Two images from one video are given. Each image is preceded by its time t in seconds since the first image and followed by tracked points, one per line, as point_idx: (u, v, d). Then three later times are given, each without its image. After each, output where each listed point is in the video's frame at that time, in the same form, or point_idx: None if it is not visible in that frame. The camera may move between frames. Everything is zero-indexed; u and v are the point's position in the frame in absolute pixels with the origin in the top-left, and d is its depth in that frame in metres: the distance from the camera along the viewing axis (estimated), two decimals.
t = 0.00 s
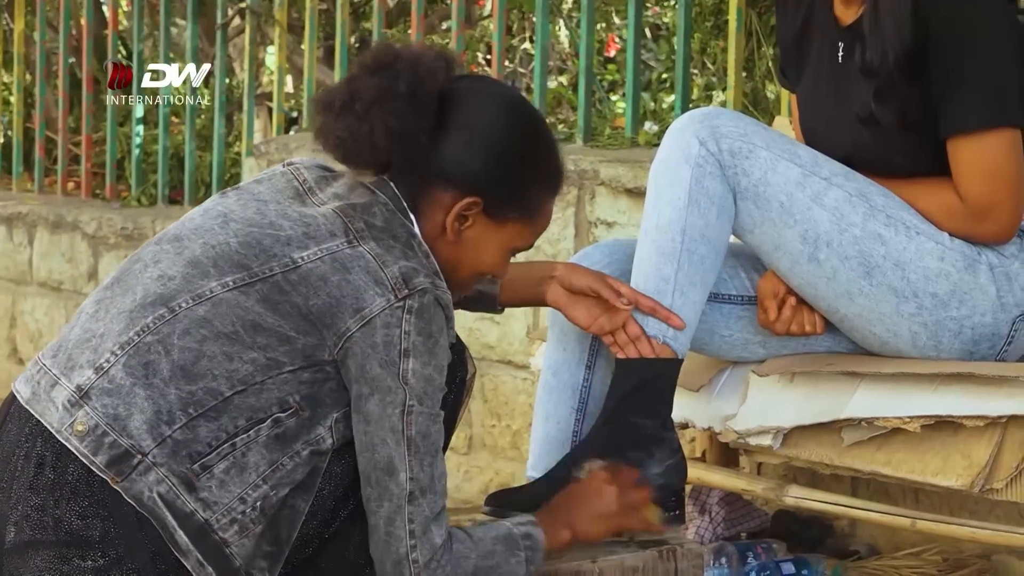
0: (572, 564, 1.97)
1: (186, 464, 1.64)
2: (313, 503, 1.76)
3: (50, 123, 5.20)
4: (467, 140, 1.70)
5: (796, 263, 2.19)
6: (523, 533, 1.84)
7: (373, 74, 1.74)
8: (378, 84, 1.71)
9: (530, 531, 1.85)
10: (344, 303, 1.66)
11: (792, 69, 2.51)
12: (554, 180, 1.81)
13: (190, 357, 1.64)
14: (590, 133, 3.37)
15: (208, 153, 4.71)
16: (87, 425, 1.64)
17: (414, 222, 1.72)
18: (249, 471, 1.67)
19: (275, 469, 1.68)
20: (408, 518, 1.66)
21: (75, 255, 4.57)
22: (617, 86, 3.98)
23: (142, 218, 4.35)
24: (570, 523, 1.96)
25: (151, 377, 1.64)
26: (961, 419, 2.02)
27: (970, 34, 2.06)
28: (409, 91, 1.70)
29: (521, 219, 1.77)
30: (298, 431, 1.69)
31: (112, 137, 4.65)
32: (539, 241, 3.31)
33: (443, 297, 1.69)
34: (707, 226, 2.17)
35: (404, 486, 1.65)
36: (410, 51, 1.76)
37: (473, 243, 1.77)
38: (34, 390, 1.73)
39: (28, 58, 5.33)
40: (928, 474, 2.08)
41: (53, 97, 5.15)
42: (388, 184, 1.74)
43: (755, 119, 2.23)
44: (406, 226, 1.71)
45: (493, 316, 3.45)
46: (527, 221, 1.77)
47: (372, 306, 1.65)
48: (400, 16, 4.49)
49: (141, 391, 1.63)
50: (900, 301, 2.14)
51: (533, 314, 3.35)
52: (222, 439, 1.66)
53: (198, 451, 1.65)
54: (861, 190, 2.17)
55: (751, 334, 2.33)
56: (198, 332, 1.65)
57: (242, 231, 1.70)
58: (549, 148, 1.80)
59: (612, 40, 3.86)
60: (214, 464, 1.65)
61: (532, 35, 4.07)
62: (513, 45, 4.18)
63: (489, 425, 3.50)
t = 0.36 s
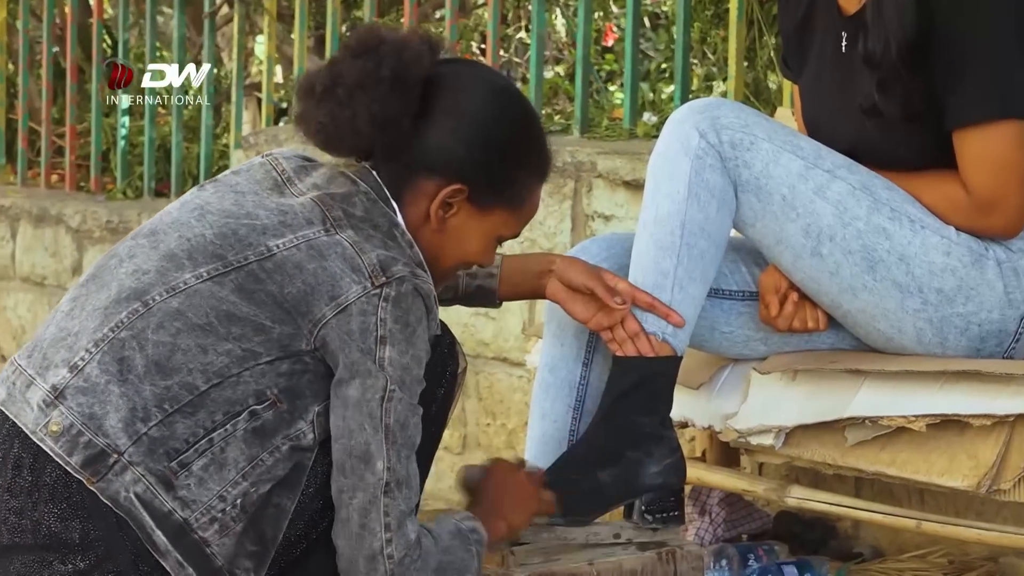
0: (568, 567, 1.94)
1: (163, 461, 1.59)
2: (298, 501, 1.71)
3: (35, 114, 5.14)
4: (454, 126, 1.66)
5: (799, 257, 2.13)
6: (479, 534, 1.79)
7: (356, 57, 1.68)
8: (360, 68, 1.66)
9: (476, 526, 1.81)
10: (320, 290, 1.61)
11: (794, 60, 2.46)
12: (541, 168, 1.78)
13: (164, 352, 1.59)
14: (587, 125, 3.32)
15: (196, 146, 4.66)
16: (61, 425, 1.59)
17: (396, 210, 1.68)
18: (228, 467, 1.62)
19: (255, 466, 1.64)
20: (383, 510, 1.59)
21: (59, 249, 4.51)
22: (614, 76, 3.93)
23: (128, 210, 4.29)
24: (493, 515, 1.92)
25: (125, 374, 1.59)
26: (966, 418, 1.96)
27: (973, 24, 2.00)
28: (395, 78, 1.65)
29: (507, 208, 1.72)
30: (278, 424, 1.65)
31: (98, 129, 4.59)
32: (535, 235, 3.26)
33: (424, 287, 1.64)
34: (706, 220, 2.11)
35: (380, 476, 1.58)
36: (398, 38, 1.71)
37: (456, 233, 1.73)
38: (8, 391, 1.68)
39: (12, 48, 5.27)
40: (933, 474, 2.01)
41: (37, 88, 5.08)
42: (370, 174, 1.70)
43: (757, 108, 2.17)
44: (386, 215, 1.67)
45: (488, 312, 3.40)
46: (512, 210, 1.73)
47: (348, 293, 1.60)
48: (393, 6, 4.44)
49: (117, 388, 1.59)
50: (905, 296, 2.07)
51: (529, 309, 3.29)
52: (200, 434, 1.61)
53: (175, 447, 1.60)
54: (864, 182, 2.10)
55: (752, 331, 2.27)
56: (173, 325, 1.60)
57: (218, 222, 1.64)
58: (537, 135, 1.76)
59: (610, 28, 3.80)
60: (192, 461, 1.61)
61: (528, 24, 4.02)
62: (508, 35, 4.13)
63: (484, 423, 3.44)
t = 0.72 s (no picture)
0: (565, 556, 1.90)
1: (153, 453, 1.58)
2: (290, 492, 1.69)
3: (29, 103, 5.13)
4: (443, 120, 1.64)
5: (799, 247, 2.12)
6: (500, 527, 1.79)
7: (346, 50, 1.68)
8: (348, 62, 1.66)
9: (505, 529, 1.80)
10: (313, 285, 1.59)
11: (795, 49, 2.45)
12: (538, 161, 1.75)
13: (155, 343, 1.58)
14: (586, 114, 3.31)
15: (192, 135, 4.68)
16: (49, 416, 1.59)
17: (387, 204, 1.67)
18: (219, 459, 1.60)
19: (246, 457, 1.61)
20: (384, 508, 1.58)
21: (54, 239, 4.50)
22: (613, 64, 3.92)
23: (123, 200, 4.27)
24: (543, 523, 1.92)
25: (115, 365, 1.58)
26: (967, 409, 1.94)
27: (978, 8, 1.99)
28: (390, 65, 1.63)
29: (500, 203, 1.71)
30: (270, 418, 1.63)
31: (93, 118, 4.58)
32: (533, 224, 3.25)
33: (419, 279, 1.62)
34: (706, 210, 2.09)
35: (379, 476, 1.57)
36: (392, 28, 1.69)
37: (450, 227, 1.71)
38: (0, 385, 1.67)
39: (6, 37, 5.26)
40: (933, 464, 2.01)
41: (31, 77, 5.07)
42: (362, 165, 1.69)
43: (758, 99, 2.15)
44: (378, 207, 1.65)
45: (486, 302, 3.38)
46: (505, 205, 1.71)
47: (342, 288, 1.58)
48: None
49: (106, 380, 1.58)
50: (906, 287, 2.06)
51: (527, 299, 3.28)
52: (191, 427, 1.60)
53: (165, 439, 1.59)
54: (866, 172, 2.08)
55: (752, 321, 2.26)
56: (162, 318, 1.59)
57: (209, 214, 1.63)
58: (533, 129, 1.73)
59: (609, 16, 3.79)
60: (183, 453, 1.59)
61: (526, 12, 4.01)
62: (506, 24, 4.13)
63: (482, 414, 3.43)
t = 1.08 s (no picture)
0: (571, 555, 1.92)
1: (154, 450, 1.58)
2: (292, 487, 1.70)
3: (30, 99, 5.13)
4: (445, 120, 1.63)
5: (801, 243, 2.12)
6: (475, 511, 1.77)
7: (346, 48, 1.66)
8: (347, 61, 1.64)
9: (479, 511, 1.78)
10: (310, 278, 1.59)
11: (797, 45, 2.45)
12: (542, 160, 1.74)
13: (154, 340, 1.58)
14: (588, 110, 3.31)
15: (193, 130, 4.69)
16: (51, 414, 1.59)
17: (386, 203, 1.66)
18: (220, 455, 1.60)
19: (247, 453, 1.62)
20: (373, 503, 1.60)
21: (56, 235, 4.51)
22: (615, 60, 3.91)
23: (124, 196, 4.28)
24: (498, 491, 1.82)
25: (115, 362, 1.58)
26: (969, 405, 1.94)
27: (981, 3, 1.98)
28: (390, 61, 1.63)
29: (501, 202, 1.69)
30: (271, 412, 1.63)
31: (94, 114, 4.58)
32: (535, 220, 3.25)
33: (416, 274, 1.62)
34: (708, 206, 2.09)
35: (370, 470, 1.59)
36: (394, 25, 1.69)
37: (450, 227, 1.70)
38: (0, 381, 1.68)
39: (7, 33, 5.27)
40: (935, 460, 2.00)
41: (33, 73, 5.08)
42: (362, 163, 1.67)
43: (761, 95, 2.15)
44: (378, 202, 1.65)
45: (487, 298, 3.38)
46: (507, 206, 1.70)
47: (339, 281, 1.58)
48: None
49: (106, 377, 1.58)
50: (908, 283, 2.06)
51: (529, 296, 3.28)
52: (191, 423, 1.60)
53: (166, 435, 1.59)
54: (867, 168, 2.08)
55: (755, 317, 2.26)
56: (162, 313, 1.59)
57: (208, 210, 1.63)
58: (536, 129, 1.72)
59: (611, 12, 3.79)
60: (184, 449, 1.59)
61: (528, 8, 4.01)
62: (508, 19, 4.13)
63: (484, 410, 3.43)
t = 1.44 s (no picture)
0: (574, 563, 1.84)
1: (133, 452, 1.61)
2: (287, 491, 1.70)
3: (23, 98, 5.09)
4: (431, 98, 1.68)
5: (808, 244, 2.07)
6: (386, 507, 1.59)
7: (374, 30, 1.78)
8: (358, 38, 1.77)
9: (392, 506, 1.60)
10: (283, 266, 1.57)
11: (803, 42, 2.40)
12: (533, 175, 1.71)
13: (132, 341, 1.61)
14: (591, 108, 3.27)
15: (189, 129, 4.65)
16: (29, 419, 1.62)
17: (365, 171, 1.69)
18: (201, 457, 1.63)
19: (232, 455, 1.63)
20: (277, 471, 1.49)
21: (48, 236, 4.46)
22: (618, 57, 3.88)
23: (118, 196, 4.24)
24: (450, 512, 1.63)
25: (93, 364, 1.61)
26: (981, 410, 1.90)
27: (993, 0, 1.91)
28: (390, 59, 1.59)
29: (477, 193, 1.65)
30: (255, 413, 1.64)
31: (88, 113, 4.54)
32: (537, 221, 3.21)
33: (392, 263, 1.57)
34: (714, 207, 2.05)
35: (263, 424, 1.48)
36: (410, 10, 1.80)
37: (419, 211, 1.67)
38: None
39: None
40: (946, 467, 1.96)
41: (26, 71, 5.04)
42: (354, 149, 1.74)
43: (768, 93, 2.10)
44: (361, 194, 1.65)
45: (488, 300, 3.34)
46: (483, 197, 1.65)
47: (310, 265, 1.55)
48: None
49: (84, 379, 1.61)
50: (918, 285, 2.01)
51: (531, 298, 3.24)
52: (171, 424, 1.62)
53: (145, 437, 1.62)
54: (876, 168, 2.03)
55: (761, 320, 2.21)
56: (139, 314, 1.61)
57: (189, 210, 1.65)
58: (533, 141, 1.72)
59: (615, 9, 3.76)
60: (164, 451, 1.62)
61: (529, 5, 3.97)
62: (510, 16, 4.09)
63: (485, 415, 3.38)
